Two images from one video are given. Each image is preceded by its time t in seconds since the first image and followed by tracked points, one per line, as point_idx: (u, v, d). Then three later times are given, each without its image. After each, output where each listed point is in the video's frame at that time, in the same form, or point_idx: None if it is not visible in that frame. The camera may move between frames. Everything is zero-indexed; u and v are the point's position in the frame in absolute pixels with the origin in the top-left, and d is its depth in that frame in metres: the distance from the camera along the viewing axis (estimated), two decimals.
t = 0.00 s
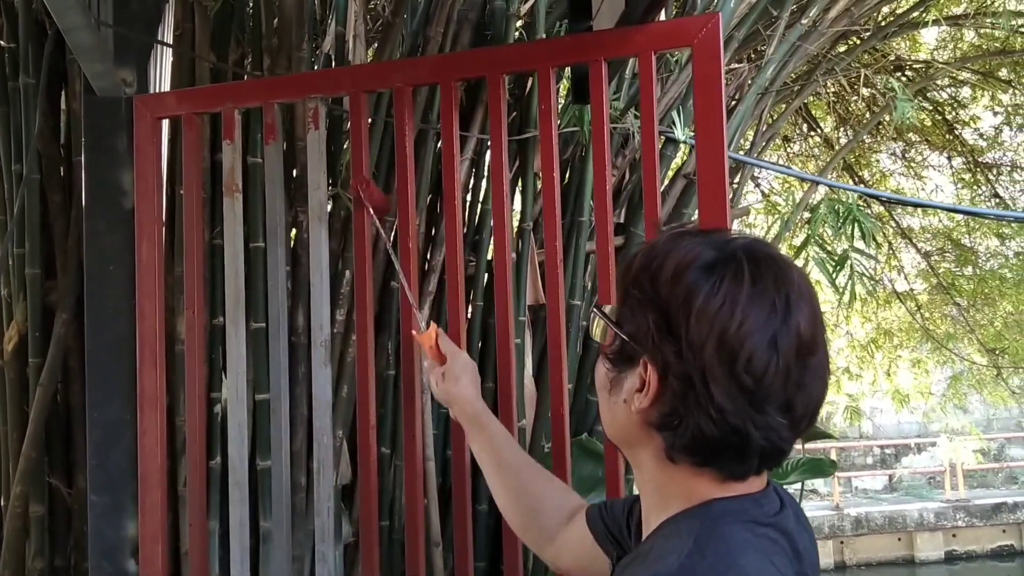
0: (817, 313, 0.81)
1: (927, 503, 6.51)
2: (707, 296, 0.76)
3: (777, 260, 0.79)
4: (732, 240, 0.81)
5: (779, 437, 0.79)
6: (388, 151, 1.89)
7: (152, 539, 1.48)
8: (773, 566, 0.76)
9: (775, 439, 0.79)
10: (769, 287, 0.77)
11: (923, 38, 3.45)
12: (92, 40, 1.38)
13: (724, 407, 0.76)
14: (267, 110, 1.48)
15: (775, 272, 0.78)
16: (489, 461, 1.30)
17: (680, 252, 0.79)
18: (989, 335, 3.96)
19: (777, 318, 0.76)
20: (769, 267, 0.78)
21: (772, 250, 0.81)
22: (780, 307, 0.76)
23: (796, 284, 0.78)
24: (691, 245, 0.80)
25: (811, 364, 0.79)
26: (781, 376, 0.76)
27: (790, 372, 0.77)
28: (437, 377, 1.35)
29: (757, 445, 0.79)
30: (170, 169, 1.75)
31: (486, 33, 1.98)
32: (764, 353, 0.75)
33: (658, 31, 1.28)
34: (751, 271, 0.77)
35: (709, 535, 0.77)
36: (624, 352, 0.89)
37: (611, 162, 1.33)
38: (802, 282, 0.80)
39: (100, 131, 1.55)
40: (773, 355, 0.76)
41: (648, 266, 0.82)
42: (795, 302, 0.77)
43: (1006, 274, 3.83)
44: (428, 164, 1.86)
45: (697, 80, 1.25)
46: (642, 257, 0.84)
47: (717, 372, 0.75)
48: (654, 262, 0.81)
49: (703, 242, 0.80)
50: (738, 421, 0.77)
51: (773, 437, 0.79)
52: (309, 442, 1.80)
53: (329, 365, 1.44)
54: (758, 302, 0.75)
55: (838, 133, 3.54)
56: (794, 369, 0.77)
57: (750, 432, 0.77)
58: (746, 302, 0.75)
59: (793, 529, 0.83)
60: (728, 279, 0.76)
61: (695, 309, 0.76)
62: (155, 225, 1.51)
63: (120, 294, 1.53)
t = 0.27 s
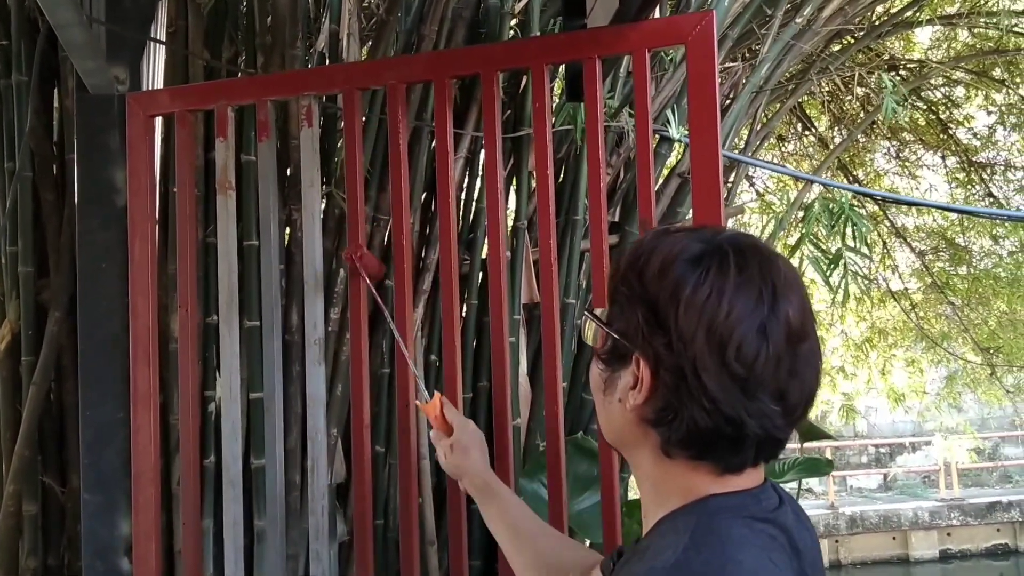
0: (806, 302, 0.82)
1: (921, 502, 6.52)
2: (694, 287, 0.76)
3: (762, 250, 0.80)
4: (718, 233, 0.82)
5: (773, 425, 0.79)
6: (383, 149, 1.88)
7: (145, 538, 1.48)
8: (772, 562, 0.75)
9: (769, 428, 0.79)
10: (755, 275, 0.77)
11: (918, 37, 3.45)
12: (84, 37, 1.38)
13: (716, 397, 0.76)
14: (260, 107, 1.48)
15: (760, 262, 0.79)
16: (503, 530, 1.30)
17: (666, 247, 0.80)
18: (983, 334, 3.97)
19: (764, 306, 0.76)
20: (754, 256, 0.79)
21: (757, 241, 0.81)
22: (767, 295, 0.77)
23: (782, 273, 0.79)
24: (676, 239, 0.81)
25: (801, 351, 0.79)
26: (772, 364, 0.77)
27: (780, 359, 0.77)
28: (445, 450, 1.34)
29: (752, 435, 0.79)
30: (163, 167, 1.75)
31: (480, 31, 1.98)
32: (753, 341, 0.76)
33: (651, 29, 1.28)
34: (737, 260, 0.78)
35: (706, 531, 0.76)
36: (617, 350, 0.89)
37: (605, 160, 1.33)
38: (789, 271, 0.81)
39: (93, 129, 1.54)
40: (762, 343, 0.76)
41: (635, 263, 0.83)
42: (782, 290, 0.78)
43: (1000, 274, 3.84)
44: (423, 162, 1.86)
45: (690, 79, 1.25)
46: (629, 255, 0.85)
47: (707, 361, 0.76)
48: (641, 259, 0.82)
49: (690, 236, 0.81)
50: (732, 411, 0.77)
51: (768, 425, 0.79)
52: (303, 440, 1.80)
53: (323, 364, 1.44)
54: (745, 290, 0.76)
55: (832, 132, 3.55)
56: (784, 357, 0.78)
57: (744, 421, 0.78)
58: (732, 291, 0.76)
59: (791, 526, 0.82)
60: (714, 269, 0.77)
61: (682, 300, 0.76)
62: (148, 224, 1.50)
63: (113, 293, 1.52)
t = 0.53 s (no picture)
0: (800, 290, 0.82)
1: (919, 502, 6.52)
2: (686, 276, 0.77)
3: (752, 238, 0.81)
4: (707, 226, 0.83)
5: (774, 409, 0.79)
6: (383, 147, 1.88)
7: (145, 536, 1.48)
8: (777, 557, 0.75)
9: (770, 411, 0.79)
10: (746, 261, 0.78)
11: (916, 37, 3.45)
12: (85, 35, 1.38)
13: (717, 384, 0.77)
14: (260, 105, 1.48)
15: (750, 249, 0.79)
16: None
17: (656, 242, 0.81)
18: (981, 333, 3.98)
19: (758, 290, 0.77)
20: (744, 244, 0.80)
21: (747, 232, 0.82)
22: (760, 280, 0.78)
23: (772, 258, 0.80)
24: (667, 234, 0.82)
25: (797, 336, 0.80)
26: (769, 349, 0.77)
27: (777, 344, 0.78)
28: (456, 515, 1.30)
29: (754, 420, 0.79)
30: (162, 165, 1.75)
31: (480, 30, 1.98)
32: (748, 326, 0.76)
33: (652, 26, 1.28)
34: (727, 248, 0.79)
35: (710, 525, 0.76)
36: (614, 351, 0.89)
37: (606, 157, 1.33)
38: (779, 258, 0.81)
39: (93, 126, 1.54)
40: (758, 328, 0.77)
41: (628, 261, 0.84)
42: (773, 274, 0.79)
43: (998, 273, 3.85)
44: (422, 160, 1.87)
45: (691, 76, 1.26)
46: (621, 255, 0.85)
47: (705, 349, 0.76)
48: (634, 256, 0.83)
49: (680, 230, 0.82)
50: (733, 397, 0.77)
51: (769, 410, 0.79)
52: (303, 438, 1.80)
53: (323, 362, 1.43)
54: (737, 277, 0.77)
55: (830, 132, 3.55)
56: (781, 341, 0.78)
57: (745, 407, 0.78)
58: (724, 278, 0.76)
59: (797, 522, 0.81)
60: (705, 258, 0.78)
61: (676, 290, 0.77)
62: (148, 222, 1.50)
63: (113, 291, 1.52)
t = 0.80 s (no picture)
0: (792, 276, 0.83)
1: (915, 502, 6.54)
2: (671, 267, 0.79)
3: (733, 230, 0.83)
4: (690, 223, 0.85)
5: (772, 386, 0.80)
6: (384, 144, 1.88)
7: (145, 531, 1.48)
8: (784, 549, 0.75)
9: (768, 389, 0.80)
10: (729, 248, 0.80)
11: (915, 37, 3.44)
12: (88, 29, 1.38)
13: (712, 366, 0.77)
14: (262, 100, 1.48)
15: (732, 238, 0.82)
16: None
17: (641, 242, 0.84)
18: (977, 334, 3.99)
19: (744, 272, 0.79)
20: (726, 234, 0.82)
21: (729, 225, 0.85)
22: (744, 264, 0.79)
23: (755, 245, 0.82)
24: (650, 234, 0.84)
25: (787, 317, 0.81)
26: (761, 329, 0.78)
27: (768, 324, 0.79)
28: None
29: (755, 401, 0.79)
30: (164, 161, 1.74)
31: (481, 27, 1.98)
32: (738, 308, 0.77)
33: (656, 23, 1.28)
34: (709, 238, 0.81)
35: (717, 518, 0.76)
36: (610, 354, 0.89)
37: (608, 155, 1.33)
38: (761, 246, 0.83)
39: (95, 121, 1.54)
40: (747, 309, 0.78)
41: (616, 264, 0.86)
42: (757, 257, 0.80)
43: (995, 275, 3.86)
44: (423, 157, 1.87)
45: (694, 73, 1.26)
46: (609, 261, 0.88)
47: (697, 333, 0.77)
48: (621, 257, 0.86)
49: (663, 230, 0.85)
50: (730, 376, 0.78)
51: (767, 388, 0.80)
52: (302, 435, 1.80)
53: (325, 358, 1.43)
54: (721, 261, 0.78)
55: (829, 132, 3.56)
56: (773, 322, 0.79)
57: (743, 387, 0.78)
58: (709, 264, 0.78)
59: (805, 517, 0.81)
60: (688, 248, 0.80)
61: (663, 281, 0.79)
62: (149, 217, 1.50)
63: (114, 285, 1.52)
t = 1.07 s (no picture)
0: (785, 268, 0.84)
1: (906, 502, 6.56)
2: (659, 262, 0.80)
3: (717, 225, 0.85)
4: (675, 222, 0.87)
5: (765, 371, 0.80)
6: (383, 140, 1.89)
7: (143, 526, 1.48)
8: (786, 539, 0.75)
9: (761, 373, 0.80)
10: (714, 240, 0.81)
11: (910, 39, 3.52)
12: (90, 22, 1.37)
13: (707, 355, 0.78)
14: (264, 96, 1.48)
15: (716, 232, 0.83)
16: None
17: (628, 243, 0.85)
18: (970, 335, 4.00)
19: (731, 262, 0.79)
20: (710, 229, 0.83)
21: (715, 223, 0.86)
22: (730, 254, 0.80)
23: (740, 238, 0.83)
24: (637, 234, 0.86)
25: (778, 304, 0.81)
26: (753, 315, 0.78)
27: (759, 311, 0.79)
28: None
29: (750, 386, 0.79)
30: (163, 155, 1.74)
31: (480, 25, 1.99)
32: (728, 296, 0.78)
33: (659, 22, 1.29)
34: (694, 233, 0.82)
35: (720, 507, 0.77)
36: (605, 358, 0.89)
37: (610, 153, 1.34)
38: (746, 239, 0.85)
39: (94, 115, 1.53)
40: (736, 297, 0.78)
41: (605, 268, 0.87)
42: (742, 249, 0.81)
43: (988, 276, 3.88)
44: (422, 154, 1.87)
45: (697, 72, 1.27)
46: (598, 265, 0.89)
47: (690, 325, 0.78)
48: (609, 260, 0.87)
49: (649, 230, 0.86)
50: (726, 361, 0.78)
51: (761, 373, 0.80)
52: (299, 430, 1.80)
53: (325, 354, 1.43)
54: (706, 253, 0.79)
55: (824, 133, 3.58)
56: (763, 309, 0.80)
57: (739, 374, 0.79)
58: (695, 257, 0.79)
59: (806, 511, 0.82)
60: (674, 244, 0.81)
61: (652, 276, 0.80)
62: (148, 211, 1.50)
63: (113, 280, 1.52)
